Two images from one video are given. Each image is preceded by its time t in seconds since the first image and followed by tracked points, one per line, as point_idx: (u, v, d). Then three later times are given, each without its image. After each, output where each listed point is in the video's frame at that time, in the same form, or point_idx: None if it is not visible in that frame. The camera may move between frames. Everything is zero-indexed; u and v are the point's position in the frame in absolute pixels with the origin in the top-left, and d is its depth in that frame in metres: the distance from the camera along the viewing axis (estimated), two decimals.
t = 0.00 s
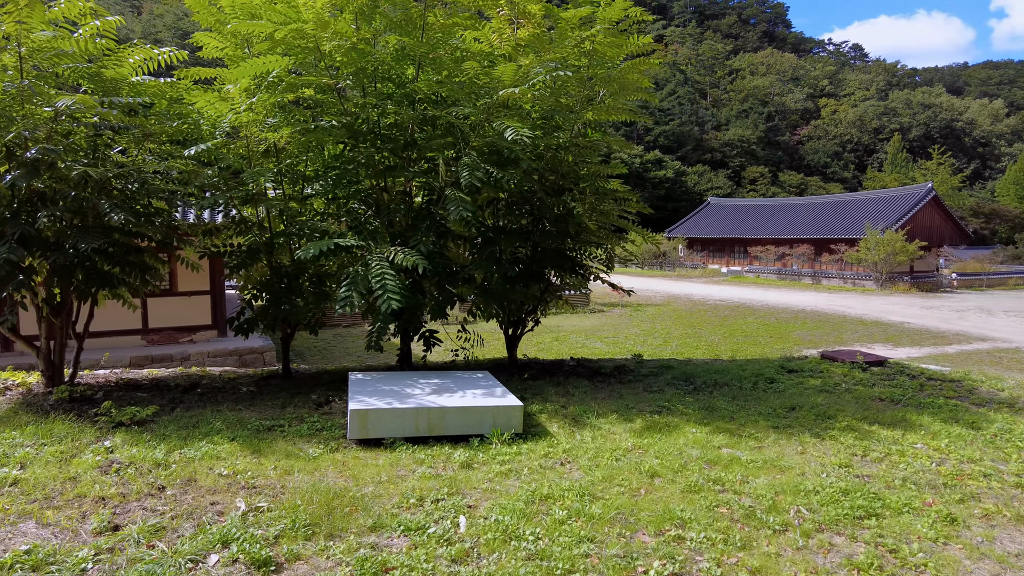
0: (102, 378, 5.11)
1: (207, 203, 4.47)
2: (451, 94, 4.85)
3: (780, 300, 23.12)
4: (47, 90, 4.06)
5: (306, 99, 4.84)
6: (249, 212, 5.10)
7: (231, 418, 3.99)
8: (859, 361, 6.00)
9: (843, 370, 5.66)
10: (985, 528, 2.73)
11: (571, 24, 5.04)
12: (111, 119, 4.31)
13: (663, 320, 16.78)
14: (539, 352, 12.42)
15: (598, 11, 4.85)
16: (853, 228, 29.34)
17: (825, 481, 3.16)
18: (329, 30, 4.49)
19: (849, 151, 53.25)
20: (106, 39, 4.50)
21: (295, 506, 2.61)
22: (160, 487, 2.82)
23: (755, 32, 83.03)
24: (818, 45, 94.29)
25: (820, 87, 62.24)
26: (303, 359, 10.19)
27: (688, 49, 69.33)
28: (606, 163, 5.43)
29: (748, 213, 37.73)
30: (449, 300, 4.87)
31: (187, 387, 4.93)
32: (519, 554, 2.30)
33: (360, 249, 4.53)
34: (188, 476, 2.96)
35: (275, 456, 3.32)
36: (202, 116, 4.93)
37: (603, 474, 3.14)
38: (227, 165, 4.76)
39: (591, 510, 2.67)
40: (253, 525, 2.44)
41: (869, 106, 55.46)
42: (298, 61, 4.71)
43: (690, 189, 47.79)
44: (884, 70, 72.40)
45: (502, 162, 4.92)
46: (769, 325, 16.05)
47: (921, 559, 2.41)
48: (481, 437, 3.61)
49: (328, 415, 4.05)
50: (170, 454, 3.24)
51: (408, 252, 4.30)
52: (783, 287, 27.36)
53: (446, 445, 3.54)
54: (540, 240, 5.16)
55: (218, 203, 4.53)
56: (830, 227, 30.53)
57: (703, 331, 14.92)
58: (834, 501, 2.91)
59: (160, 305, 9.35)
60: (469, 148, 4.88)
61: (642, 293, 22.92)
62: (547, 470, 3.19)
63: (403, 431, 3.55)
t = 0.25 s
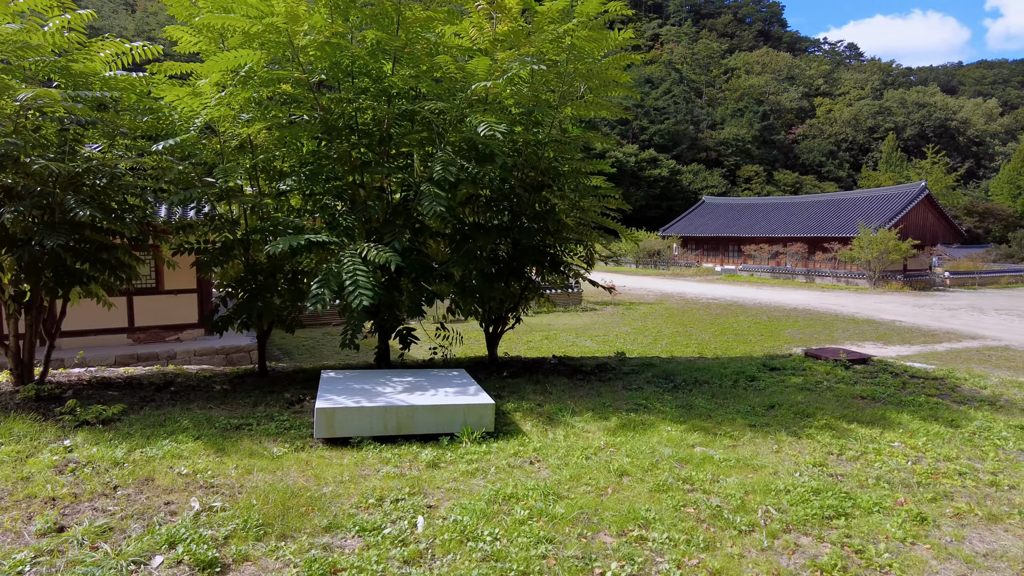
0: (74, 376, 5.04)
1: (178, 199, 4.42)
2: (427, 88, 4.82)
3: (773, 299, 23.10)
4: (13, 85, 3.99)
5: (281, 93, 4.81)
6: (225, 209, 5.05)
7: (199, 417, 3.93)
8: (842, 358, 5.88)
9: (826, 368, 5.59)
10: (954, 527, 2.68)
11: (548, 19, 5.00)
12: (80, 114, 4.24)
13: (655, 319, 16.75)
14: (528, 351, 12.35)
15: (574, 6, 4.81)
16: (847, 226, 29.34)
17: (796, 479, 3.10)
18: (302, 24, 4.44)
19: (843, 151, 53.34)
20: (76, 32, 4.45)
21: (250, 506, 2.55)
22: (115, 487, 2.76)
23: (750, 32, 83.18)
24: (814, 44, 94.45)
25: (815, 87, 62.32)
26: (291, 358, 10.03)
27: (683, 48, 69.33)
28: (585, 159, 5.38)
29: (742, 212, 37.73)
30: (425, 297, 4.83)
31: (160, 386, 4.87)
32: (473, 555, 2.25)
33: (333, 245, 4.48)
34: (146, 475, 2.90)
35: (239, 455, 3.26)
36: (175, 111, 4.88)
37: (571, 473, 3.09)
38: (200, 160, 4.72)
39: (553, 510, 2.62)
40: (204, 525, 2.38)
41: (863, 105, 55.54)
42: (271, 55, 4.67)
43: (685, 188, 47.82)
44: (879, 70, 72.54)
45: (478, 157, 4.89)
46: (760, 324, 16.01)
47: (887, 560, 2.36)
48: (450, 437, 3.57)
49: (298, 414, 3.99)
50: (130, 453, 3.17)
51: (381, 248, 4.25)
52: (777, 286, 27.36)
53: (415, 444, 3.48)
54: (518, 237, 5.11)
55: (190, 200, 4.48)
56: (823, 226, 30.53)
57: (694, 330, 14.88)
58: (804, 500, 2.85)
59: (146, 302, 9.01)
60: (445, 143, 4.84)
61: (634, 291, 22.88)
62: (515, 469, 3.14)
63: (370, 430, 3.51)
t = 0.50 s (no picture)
0: (37, 377, 4.93)
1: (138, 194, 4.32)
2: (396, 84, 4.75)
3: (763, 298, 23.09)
4: None
5: (247, 88, 4.72)
6: (191, 205, 4.96)
7: (158, 419, 3.83)
8: (821, 358, 5.75)
9: (804, 367, 5.48)
10: (919, 531, 2.61)
11: (519, 12, 4.92)
12: (37, 106, 4.14)
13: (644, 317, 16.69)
14: (513, 350, 12.25)
15: None
16: (838, 225, 29.36)
17: (762, 481, 3.03)
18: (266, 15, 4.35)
19: (836, 150, 53.46)
20: (35, 23, 4.33)
21: (190, 512, 2.46)
22: (54, 491, 2.66)
23: (744, 31, 83.36)
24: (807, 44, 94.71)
25: (808, 86, 62.45)
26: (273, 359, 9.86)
27: (676, 47, 69.35)
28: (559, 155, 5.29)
29: (734, 211, 37.73)
30: (395, 296, 4.75)
31: (125, 386, 4.78)
32: (416, 565, 2.16)
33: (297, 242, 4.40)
34: (89, 479, 2.80)
35: (191, 458, 3.17)
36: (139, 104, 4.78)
37: (531, 476, 3.01)
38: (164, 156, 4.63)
39: (506, 515, 2.55)
40: (138, 532, 2.29)
41: (856, 104, 55.67)
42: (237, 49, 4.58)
43: (678, 187, 47.82)
44: (872, 69, 72.79)
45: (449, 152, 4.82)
46: (749, 322, 15.97)
47: (847, 566, 2.28)
48: (412, 438, 3.49)
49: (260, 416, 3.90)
50: (77, 456, 3.08)
51: (345, 246, 4.19)
52: (767, 285, 27.37)
53: (375, 448, 3.40)
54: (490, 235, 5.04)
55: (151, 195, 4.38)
56: (814, 225, 30.56)
57: (681, 329, 14.82)
58: (768, 504, 2.76)
59: (130, 302, 8.43)
60: (415, 138, 4.77)
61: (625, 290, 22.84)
62: (474, 472, 3.06)
63: (329, 431, 3.44)
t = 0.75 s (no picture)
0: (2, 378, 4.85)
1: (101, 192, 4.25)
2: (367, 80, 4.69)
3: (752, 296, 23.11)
4: None
5: (216, 85, 4.64)
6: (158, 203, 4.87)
7: (119, 420, 3.77)
8: (800, 356, 5.66)
9: (782, 366, 5.42)
10: (881, 534, 2.57)
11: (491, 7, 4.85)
12: None
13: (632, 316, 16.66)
14: (499, 348, 12.18)
15: None
16: (827, 224, 29.41)
17: (727, 483, 2.98)
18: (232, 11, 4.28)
19: (827, 149, 53.64)
20: None
21: (136, 517, 2.40)
22: None
23: (736, 30, 83.52)
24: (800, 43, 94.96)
25: (800, 85, 62.62)
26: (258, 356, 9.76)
27: (669, 45, 69.43)
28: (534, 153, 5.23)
29: (724, 209, 37.76)
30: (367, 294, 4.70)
31: (91, 387, 4.70)
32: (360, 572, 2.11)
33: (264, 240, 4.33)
34: (36, 483, 2.74)
35: (147, 461, 3.11)
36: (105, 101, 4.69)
37: (493, 479, 2.96)
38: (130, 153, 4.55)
39: (461, 519, 2.51)
40: (77, 539, 2.23)
41: (847, 103, 55.84)
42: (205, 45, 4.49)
43: (669, 185, 47.83)
44: (863, 68, 73.06)
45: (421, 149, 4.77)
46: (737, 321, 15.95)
47: (803, 571, 2.24)
48: (375, 441, 3.45)
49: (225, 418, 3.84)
50: (29, 460, 3.01)
51: (311, 244, 4.15)
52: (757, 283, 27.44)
53: (337, 450, 3.34)
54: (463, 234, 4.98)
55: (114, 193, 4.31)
56: (804, 223, 30.61)
57: (669, 327, 14.78)
58: (731, 507, 2.71)
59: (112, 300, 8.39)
60: (386, 135, 4.71)
61: (615, 288, 22.81)
62: (434, 475, 3.01)
63: (290, 434, 3.39)
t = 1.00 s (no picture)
0: None
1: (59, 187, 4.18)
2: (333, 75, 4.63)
3: (742, 295, 23.08)
4: None
5: (180, 79, 4.58)
6: (124, 199, 4.81)
7: (74, 421, 3.68)
8: (776, 355, 5.54)
9: (758, 364, 5.34)
10: (838, 534, 2.51)
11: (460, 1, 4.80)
12: None
13: (620, 316, 16.61)
14: (484, 348, 12.09)
15: None
16: (818, 223, 29.42)
17: (687, 482, 2.92)
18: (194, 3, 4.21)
19: (819, 149, 53.77)
20: None
21: (68, 519, 2.33)
22: None
23: (729, 31, 83.84)
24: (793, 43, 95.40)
25: (792, 85, 62.79)
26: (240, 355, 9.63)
27: (662, 46, 69.52)
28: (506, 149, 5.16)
29: (716, 209, 37.79)
30: (334, 292, 4.63)
31: (55, 386, 4.63)
32: None
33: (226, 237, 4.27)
34: None
35: (95, 462, 3.03)
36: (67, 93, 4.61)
37: (447, 480, 2.90)
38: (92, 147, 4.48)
39: (407, 521, 2.45)
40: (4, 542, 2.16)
41: (839, 103, 55.98)
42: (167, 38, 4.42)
43: (662, 185, 47.84)
44: (856, 69, 73.26)
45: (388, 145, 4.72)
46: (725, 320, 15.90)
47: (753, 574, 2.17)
48: (332, 441, 3.38)
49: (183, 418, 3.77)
50: None
51: (273, 242, 4.09)
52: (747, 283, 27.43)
53: (293, 451, 3.27)
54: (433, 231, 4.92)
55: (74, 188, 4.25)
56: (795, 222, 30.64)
57: (656, 327, 14.72)
58: (687, 507, 2.64)
59: (92, 300, 8.27)
60: (353, 130, 4.66)
61: (605, 288, 22.79)
62: (388, 476, 2.95)
63: (244, 433, 3.32)
